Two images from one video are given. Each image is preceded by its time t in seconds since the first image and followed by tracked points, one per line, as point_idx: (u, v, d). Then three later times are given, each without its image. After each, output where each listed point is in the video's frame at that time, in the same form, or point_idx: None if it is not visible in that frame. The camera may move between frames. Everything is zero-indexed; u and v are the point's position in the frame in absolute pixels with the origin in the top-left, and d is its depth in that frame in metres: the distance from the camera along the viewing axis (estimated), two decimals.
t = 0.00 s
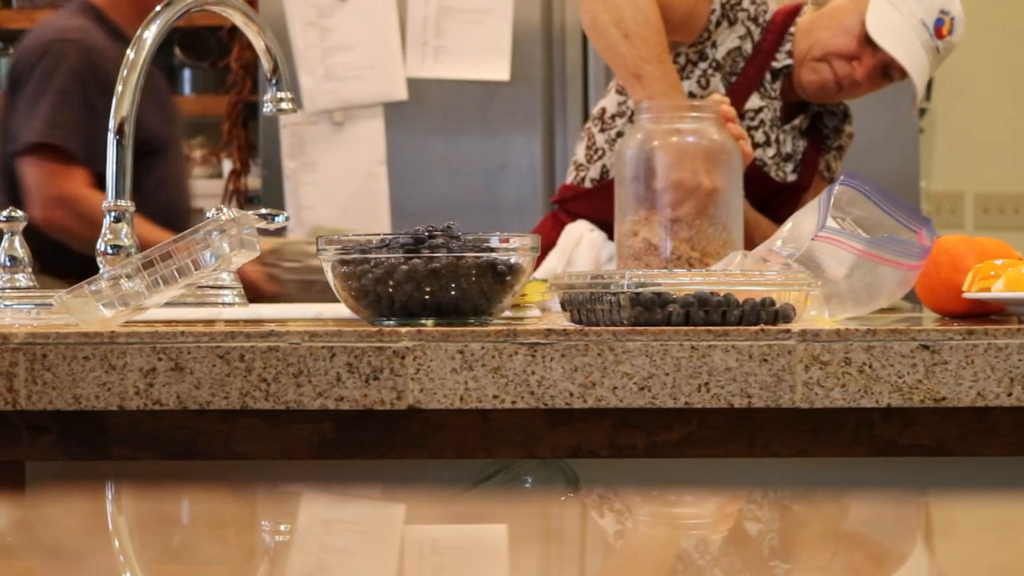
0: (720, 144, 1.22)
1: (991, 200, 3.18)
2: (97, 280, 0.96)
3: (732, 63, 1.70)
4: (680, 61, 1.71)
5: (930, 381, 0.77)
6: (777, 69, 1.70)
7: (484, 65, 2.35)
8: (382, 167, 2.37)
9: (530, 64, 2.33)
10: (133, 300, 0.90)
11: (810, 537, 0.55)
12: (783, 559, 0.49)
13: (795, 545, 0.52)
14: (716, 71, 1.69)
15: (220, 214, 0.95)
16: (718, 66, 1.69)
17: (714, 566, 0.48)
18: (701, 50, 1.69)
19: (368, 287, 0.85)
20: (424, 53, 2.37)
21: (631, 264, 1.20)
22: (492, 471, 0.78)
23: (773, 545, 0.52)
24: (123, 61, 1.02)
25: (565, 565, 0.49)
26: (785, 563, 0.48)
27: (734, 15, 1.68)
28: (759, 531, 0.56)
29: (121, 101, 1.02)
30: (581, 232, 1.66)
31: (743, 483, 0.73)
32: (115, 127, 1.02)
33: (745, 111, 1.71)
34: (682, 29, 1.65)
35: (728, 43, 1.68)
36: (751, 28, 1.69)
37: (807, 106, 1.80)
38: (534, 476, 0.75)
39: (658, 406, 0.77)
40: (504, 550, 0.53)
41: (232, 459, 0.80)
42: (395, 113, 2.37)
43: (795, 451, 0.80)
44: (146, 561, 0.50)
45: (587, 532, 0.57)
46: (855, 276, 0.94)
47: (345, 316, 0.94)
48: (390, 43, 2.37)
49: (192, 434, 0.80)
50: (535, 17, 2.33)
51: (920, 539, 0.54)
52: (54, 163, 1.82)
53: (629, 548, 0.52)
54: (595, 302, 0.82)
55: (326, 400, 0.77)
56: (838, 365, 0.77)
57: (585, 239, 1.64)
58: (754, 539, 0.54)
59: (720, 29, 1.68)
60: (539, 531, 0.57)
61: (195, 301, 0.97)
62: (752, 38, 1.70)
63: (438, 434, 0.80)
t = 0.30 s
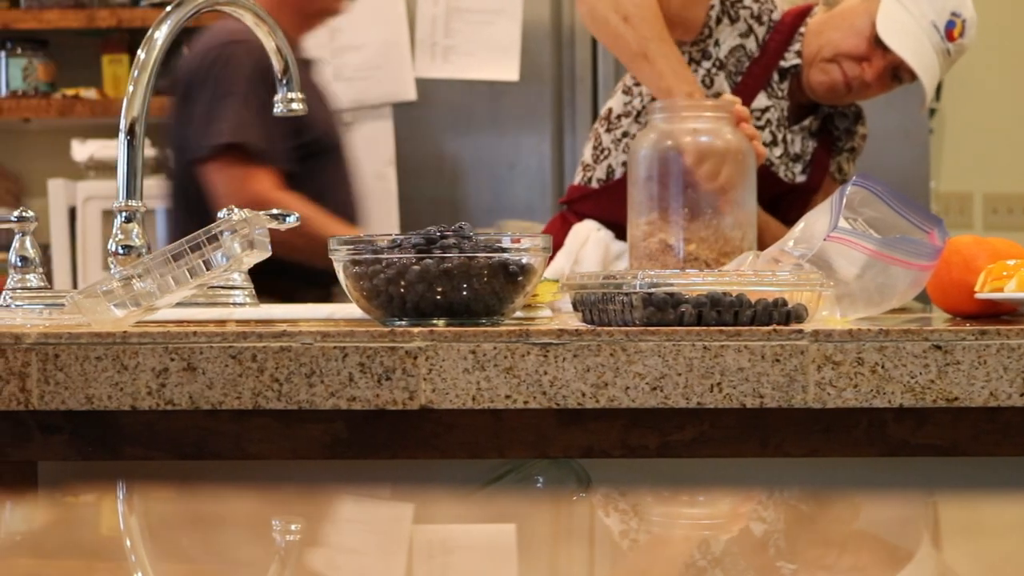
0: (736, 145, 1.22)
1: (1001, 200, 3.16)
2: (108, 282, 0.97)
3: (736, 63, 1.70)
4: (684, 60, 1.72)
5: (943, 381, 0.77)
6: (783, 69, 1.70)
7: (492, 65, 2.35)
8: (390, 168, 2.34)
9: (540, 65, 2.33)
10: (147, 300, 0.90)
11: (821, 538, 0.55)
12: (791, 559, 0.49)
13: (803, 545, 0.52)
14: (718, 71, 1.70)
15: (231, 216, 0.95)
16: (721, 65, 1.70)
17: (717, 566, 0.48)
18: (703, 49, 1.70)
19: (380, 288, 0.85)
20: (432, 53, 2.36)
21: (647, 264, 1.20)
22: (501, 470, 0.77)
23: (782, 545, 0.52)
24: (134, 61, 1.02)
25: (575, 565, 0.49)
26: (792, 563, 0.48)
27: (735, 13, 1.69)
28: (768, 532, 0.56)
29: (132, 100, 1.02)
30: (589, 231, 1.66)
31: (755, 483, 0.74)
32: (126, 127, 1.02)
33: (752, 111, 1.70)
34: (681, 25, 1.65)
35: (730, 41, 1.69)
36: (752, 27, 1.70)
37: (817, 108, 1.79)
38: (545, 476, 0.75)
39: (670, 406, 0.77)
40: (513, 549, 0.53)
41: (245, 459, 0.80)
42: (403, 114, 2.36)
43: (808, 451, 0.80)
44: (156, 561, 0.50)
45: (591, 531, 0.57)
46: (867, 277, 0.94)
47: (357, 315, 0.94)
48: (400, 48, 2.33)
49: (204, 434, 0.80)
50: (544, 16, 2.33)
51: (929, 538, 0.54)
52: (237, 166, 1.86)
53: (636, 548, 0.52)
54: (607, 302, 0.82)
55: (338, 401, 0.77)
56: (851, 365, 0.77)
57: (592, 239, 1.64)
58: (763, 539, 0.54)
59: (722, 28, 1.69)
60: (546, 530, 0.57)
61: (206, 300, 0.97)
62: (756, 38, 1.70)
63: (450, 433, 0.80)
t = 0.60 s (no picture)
0: (743, 144, 1.22)
1: (1007, 200, 3.17)
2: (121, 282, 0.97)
3: (746, 62, 1.70)
4: (694, 59, 1.71)
5: (958, 381, 0.77)
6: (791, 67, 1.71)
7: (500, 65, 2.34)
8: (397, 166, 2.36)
9: (548, 65, 2.34)
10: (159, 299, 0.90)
11: (830, 538, 0.55)
12: (797, 559, 0.49)
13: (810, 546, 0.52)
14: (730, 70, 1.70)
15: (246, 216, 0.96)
16: (733, 65, 1.69)
17: (726, 566, 0.48)
18: (715, 49, 1.69)
19: (393, 288, 0.85)
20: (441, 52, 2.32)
21: (654, 264, 1.20)
22: (515, 470, 0.77)
23: (790, 546, 0.52)
24: (146, 60, 1.02)
25: (583, 566, 0.49)
26: (798, 563, 0.48)
27: (749, 14, 1.68)
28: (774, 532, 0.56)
29: (144, 101, 1.02)
30: (596, 230, 1.65)
31: (768, 483, 0.73)
32: (139, 127, 1.02)
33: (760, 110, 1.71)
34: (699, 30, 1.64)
35: (742, 41, 1.69)
36: (765, 28, 1.69)
37: (823, 106, 1.79)
38: (559, 476, 0.75)
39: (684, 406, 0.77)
40: (519, 549, 0.53)
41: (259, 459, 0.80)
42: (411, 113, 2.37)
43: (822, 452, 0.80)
44: (166, 561, 0.50)
45: (595, 530, 0.57)
46: (879, 277, 0.94)
47: (369, 315, 0.94)
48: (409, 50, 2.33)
49: (218, 434, 0.80)
50: (552, 16, 2.33)
51: (938, 539, 0.54)
52: (444, 146, 1.90)
53: (644, 549, 0.52)
54: (621, 302, 0.82)
55: (353, 400, 0.77)
56: (865, 365, 0.76)
57: (600, 237, 1.64)
58: (769, 540, 0.54)
59: (735, 29, 1.68)
60: (552, 531, 0.57)
61: (219, 301, 0.97)
62: (766, 37, 1.70)
63: (464, 434, 0.79)
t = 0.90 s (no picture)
0: (756, 143, 1.22)
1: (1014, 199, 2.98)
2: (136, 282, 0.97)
3: (760, 64, 1.70)
4: (708, 60, 1.70)
5: (975, 381, 0.77)
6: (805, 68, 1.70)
7: (508, 64, 2.35)
8: (406, 167, 2.36)
9: (555, 64, 2.34)
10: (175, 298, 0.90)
11: (848, 538, 0.54)
12: (811, 559, 0.48)
13: (826, 547, 0.51)
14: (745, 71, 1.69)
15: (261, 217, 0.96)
16: (748, 66, 1.69)
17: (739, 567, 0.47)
18: (729, 50, 1.69)
19: (409, 287, 0.85)
20: (448, 52, 2.35)
21: (666, 264, 1.20)
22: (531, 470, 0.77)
23: (806, 546, 0.52)
24: (161, 60, 1.02)
25: (596, 565, 0.49)
26: (812, 563, 0.48)
27: (762, 15, 1.68)
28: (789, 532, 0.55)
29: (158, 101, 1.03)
30: (607, 231, 1.66)
31: (785, 483, 0.73)
32: (153, 127, 1.02)
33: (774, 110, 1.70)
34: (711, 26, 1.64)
35: (757, 43, 1.68)
36: (779, 28, 1.69)
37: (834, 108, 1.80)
38: (574, 476, 0.75)
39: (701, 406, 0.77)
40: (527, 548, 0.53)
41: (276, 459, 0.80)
42: (418, 112, 2.36)
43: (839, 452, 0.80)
44: (182, 560, 0.49)
45: (611, 531, 0.57)
46: (893, 277, 0.94)
47: (383, 315, 0.94)
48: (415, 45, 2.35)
49: (235, 433, 0.80)
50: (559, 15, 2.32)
51: (954, 538, 0.54)
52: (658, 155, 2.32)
53: (656, 550, 0.52)
54: (637, 302, 0.82)
55: (370, 401, 0.77)
56: (882, 365, 0.77)
57: (611, 239, 1.64)
58: (786, 540, 0.53)
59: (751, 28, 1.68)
60: (563, 529, 0.56)
61: (234, 301, 0.97)
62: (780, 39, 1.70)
63: (480, 434, 0.79)
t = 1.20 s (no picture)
0: (770, 144, 1.21)
1: None
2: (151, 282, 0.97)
3: (761, 60, 1.71)
4: (709, 56, 1.73)
5: (993, 381, 0.77)
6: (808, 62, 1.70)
7: (517, 65, 2.32)
8: (414, 166, 2.35)
9: (564, 64, 2.31)
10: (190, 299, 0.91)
11: (860, 540, 0.52)
12: (819, 561, 0.47)
13: (836, 547, 0.50)
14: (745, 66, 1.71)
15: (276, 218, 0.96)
16: (748, 61, 1.71)
17: (747, 567, 0.46)
18: (729, 45, 1.71)
19: (426, 287, 0.85)
20: (457, 52, 2.34)
21: (682, 263, 1.21)
22: (548, 469, 0.77)
23: (814, 546, 0.50)
24: (176, 60, 1.02)
25: (598, 566, 0.48)
26: (814, 566, 0.46)
27: (761, 10, 1.69)
28: (802, 533, 0.54)
29: (173, 101, 1.03)
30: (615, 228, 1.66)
31: (802, 483, 0.73)
32: (168, 127, 1.02)
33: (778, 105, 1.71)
34: (706, 25, 1.67)
35: (755, 37, 1.71)
36: (779, 22, 1.70)
37: (842, 102, 1.78)
38: (590, 476, 0.75)
39: (719, 406, 0.77)
40: (532, 545, 0.52)
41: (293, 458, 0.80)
42: (427, 112, 2.35)
43: (856, 452, 0.79)
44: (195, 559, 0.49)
45: (619, 528, 0.55)
46: (909, 277, 0.94)
47: (399, 315, 0.94)
48: (424, 42, 2.34)
49: (252, 432, 0.80)
50: (567, 15, 2.31)
51: (965, 538, 0.52)
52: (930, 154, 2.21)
53: (663, 549, 0.51)
54: (654, 301, 0.82)
55: (387, 401, 0.77)
56: (901, 365, 0.77)
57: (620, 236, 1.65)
58: (798, 540, 0.52)
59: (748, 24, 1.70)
60: (572, 528, 0.55)
61: (249, 301, 0.97)
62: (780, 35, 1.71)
63: (498, 434, 0.79)
